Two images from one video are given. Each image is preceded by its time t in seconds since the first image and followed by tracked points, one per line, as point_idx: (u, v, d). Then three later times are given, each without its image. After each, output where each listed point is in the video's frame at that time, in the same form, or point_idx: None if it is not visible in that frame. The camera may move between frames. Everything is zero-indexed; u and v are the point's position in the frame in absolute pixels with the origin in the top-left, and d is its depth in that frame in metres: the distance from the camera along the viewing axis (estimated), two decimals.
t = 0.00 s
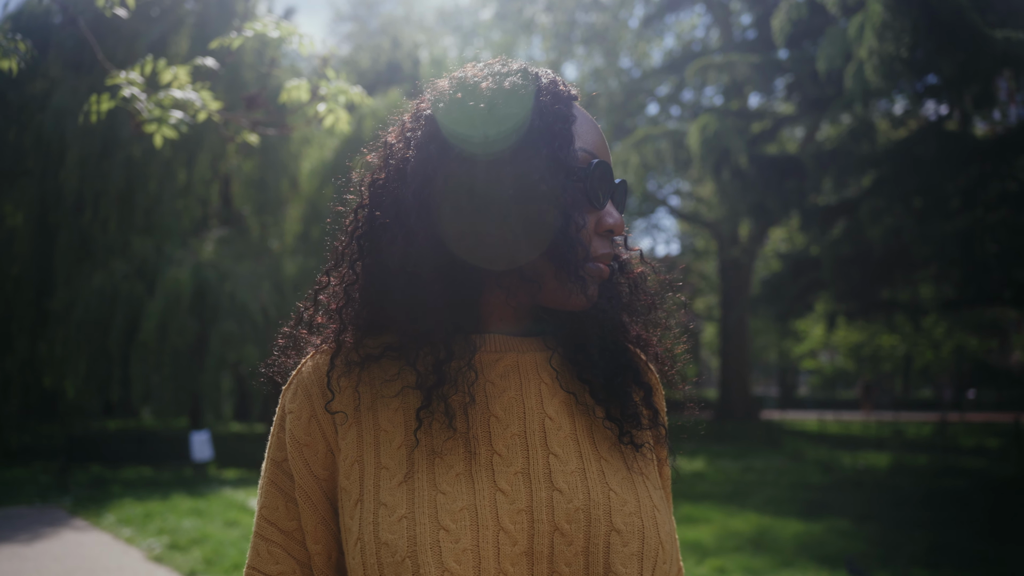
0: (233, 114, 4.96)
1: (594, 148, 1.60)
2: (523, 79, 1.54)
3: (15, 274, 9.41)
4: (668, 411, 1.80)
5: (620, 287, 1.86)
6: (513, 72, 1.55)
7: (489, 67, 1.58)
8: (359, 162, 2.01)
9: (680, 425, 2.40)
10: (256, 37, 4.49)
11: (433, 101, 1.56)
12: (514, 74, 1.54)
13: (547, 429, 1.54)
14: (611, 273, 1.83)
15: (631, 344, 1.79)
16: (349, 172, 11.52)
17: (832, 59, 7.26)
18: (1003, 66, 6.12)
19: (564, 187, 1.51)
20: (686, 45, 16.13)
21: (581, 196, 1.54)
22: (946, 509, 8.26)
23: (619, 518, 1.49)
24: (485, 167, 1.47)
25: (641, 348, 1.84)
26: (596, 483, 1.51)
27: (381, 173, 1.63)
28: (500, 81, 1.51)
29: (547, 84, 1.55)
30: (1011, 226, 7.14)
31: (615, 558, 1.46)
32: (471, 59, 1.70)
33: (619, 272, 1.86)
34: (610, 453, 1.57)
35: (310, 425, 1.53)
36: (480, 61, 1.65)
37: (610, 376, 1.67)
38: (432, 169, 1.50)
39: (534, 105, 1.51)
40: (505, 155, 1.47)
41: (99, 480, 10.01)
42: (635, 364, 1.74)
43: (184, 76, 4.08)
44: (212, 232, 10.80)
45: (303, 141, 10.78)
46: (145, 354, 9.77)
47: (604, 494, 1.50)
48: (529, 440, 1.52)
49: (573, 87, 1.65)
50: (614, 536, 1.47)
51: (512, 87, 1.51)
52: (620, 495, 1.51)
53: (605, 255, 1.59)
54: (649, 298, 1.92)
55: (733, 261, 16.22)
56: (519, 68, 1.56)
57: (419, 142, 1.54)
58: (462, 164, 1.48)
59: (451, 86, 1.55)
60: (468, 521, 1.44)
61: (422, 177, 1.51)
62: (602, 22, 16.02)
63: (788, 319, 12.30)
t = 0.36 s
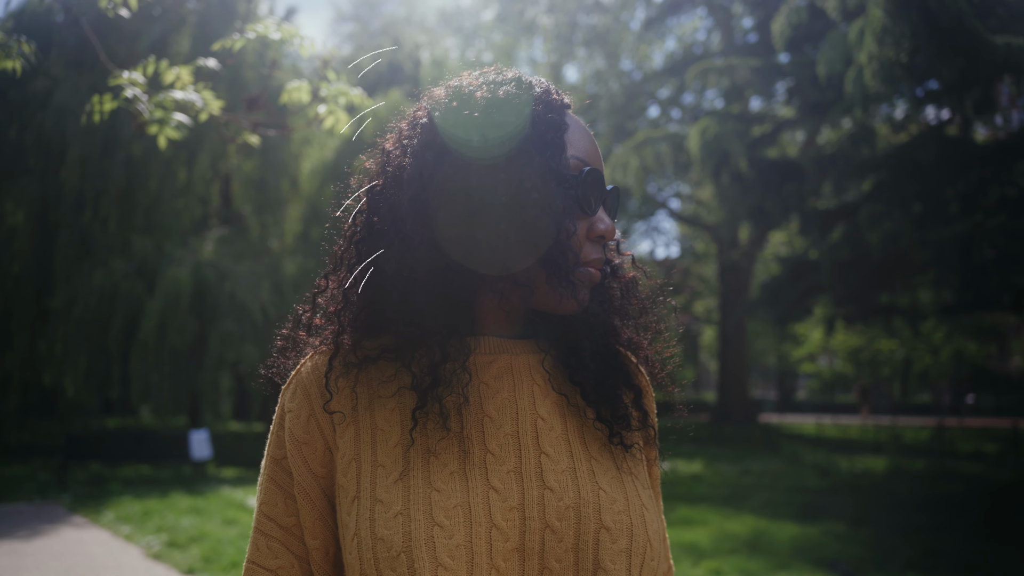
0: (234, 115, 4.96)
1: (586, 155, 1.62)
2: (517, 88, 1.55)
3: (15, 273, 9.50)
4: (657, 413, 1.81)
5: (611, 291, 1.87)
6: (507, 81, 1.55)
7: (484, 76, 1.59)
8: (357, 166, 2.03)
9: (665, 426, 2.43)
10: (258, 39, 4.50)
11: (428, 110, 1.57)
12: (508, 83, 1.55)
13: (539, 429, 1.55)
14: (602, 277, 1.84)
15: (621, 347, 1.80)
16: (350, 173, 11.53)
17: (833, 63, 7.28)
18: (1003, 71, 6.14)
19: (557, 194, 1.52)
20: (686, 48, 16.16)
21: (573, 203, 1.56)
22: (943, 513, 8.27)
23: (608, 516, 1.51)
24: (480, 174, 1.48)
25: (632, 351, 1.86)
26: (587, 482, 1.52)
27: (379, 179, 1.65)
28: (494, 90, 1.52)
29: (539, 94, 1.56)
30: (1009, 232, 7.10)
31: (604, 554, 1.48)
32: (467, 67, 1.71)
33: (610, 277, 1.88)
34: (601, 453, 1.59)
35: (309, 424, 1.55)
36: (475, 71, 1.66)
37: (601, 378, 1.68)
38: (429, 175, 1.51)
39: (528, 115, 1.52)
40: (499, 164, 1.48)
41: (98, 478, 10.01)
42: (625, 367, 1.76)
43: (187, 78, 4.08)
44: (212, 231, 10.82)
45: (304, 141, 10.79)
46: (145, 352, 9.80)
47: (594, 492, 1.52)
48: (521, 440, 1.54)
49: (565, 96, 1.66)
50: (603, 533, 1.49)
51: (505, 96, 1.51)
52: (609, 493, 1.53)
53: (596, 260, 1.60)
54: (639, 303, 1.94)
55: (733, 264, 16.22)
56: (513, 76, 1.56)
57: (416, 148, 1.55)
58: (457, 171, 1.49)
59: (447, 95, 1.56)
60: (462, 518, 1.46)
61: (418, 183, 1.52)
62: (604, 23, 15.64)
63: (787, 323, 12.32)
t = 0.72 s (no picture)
0: (235, 117, 4.97)
1: (575, 164, 1.62)
2: (508, 100, 1.54)
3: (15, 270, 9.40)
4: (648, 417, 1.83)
5: (605, 297, 1.89)
6: (499, 93, 1.55)
7: (477, 89, 1.59)
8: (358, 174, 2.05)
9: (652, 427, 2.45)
10: (261, 41, 4.51)
11: (422, 123, 1.59)
12: (500, 94, 1.55)
13: (532, 430, 1.57)
14: (593, 284, 1.85)
15: (613, 352, 1.82)
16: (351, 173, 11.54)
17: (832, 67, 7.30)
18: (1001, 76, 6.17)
19: (544, 202, 1.51)
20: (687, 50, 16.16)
21: (562, 211, 1.56)
22: (939, 516, 8.28)
23: (598, 515, 1.52)
24: (471, 184, 1.50)
25: (622, 357, 1.89)
26: (577, 482, 1.54)
27: (376, 188, 1.66)
28: (485, 102, 1.52)
29: (530, 104, 1.56)
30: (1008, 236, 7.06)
31: (593, 553, 1.50)
32: (462, 79, 1.72)
33: (602, 284, 1.88)
34: (591, 454, 1.61)
35: (309, 424, 1.56)
36: (470, 84, 1.68)
37: (593, 383, 1.69)
38: (427, 188, 1.55)
39: (518, 125, 1.52)
40: (491, 174, 1.49)
41: (97, 476, 10.04)
42: (617, 371, 1.78)
43: (190, 79, 4.10)
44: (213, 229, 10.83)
45: (305, 140, 10.80)
46: (145, 351, 9.84)
47: (584, 492, 1.54)
48: (514, 441, 1.56)
49: (557, 107, 1.66)
50: (593, 532, 1.51)
51: (496, 107, 1.51)
52: (599, 493, 1.55)
53: (585, 266, 1.62)
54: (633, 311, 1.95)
55: (733, 266, 16.24)
56: (505, 88, 1.56)
57: (413, 161, 1.56)
58: (452, 182, 1.51)
59: (440, 110, 1.57)
60: (455, 516, 1.47)
61: (418, 193, 1.55)
62: (606, 24, 15.84)
63: (786, 325, 12.32)
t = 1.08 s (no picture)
0: (239, 114, 5.00)
1: (561, 162, 1.59)
2: (494, 102, 1.56)
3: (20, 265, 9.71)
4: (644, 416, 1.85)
5: (599, 297, 1.91)
6: (485, 96, 1.58)
7: (468, 94, 1.62)
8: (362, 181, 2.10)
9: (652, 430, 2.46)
10: (264, 39, 4.53)
11: (413, 129, 1.65)
12: (486, 97, 1.57)
13: (530, 425, 1.58)
14: (590, 285, 1.91)
15: (609, 352, 1.85)
16: (354, 168, 11.57)
17: (833, 64, 7.31)
18: (1003, 73, 6.17)
19: (519, 198, 1.51)
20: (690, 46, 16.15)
21: (541, 206, 1.54)
22: (939, 512, 8.29)
23: (593, 507, 1.55)
24: (451, 184, 1.54)
25: (619, 358, 1.92)
26: (575, 475, 1.56)
27: (375, 189, 1.70)
28: (469, 105, 1.56)
29: (516, 105, 1.56)
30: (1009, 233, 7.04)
31: (588, 542, 1.52)
32: (460, 86, 1.76)
33: (598, 284, 1.94)
34: (587, 450, 1.63)
35: (316, 417, 1.58)
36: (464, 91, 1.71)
37: (588, 382, 1.71)
38: (422, 190, 1.60)
39: (499, 127, 1.53)
40: (473, 176, 1.53)
41: (100, 469, 10.08)
42: (611, 371, 1.80)
43: (194, 78, 4.11)
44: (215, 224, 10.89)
45: (307, 136, 10.83)
46: (148, 346, 9.96)
47: (581, 485, 1.56)
48: (513, 435, 1.57)
49: (544, 108, 1.67)
50: (589, 523, 1.53)
51: (479, 110, 1.55)
52: (595, 487, 1.57)
53: (574, 261, 1.59)
54: (624, 309, 2.00)
55: (735, 262, 16.25)
56: (492, 92, 1.58)
57: (406, 165, 1.62)
58: (439, 185, 1.56)
59: (431, 115, 1.62)
60: (456, 507, 1.49)
61: (410, 198, 1.61)
62: (608, 20, 15.83)
63: (787, 321, 12.33)
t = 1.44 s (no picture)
0: (249, 104, 5.00)
1: (563, 152, 1.60)
2: (495, 95, 1.56)
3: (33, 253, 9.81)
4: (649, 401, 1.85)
5: (604, 283, 1.92)
6: (486, 89, 1.57)
7: (469, 86, 1.61)
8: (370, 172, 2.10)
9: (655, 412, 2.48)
10: (273, 29, 4.51)
11: (416, 122, 1.64)
12: (487, 91, 1.57)
13: (536, 410, 1.58)
14: (593, 270, 1.90)
15: (613, 338, 1.84)
16: (364, 155, 11.58)
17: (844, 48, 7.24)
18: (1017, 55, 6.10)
19: (524, 188, 1.51)
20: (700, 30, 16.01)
21: (545, 195, 1.54)
22: (950, 496, 8.28)
23: (597, 490, 1.55)
24: (454, 176, 1.54)
25: (624, 343, 1.93)
26: (579, 459, 1.56)
27: (380, 182, 1.70)
28: (471, 98, 1.55)
29: (517, 97, 1.56)
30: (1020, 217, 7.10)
31: (592, 524, 1.52)
32: (463, 78, 1.75)
33: (599, 270, 1.93)
34: (592, 434, 1.63)
35: (326, 404, 1.59)
36: (466, 83, 1.70)
37: (593, 366, 1.71)
38: (425, 184, 1.60)
39: (502, 119, 1.53)
40: (476, 168, 1.53)
41: (115, 455, 10.19)
42: (616, 356, 1.80)
43: (203, 68, 4.12)
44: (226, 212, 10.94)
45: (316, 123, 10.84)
46: (161, 333, 9.96)
47: (585, 468, 1.56)
48: (519, 420, 1.57)
49: (545, 98, 1.67)
50: (593, 506, 1.54)
51: (482, 103, 1.54)
52: (599, 470, 1.57)
53: (578, 248, 1.60)
54: (628, 293, 1.97)
55: (747, 247, 16.18)
56: (492, 85, 1.58)
57: (409, 159, 1.62)
58: (443, 178, 1.56)
59: (435, 108, 1.61)
60: (463, 491, 1.50)
61: (414, 192, 1.61)
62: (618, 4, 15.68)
63: (798, 306, 12.27)
